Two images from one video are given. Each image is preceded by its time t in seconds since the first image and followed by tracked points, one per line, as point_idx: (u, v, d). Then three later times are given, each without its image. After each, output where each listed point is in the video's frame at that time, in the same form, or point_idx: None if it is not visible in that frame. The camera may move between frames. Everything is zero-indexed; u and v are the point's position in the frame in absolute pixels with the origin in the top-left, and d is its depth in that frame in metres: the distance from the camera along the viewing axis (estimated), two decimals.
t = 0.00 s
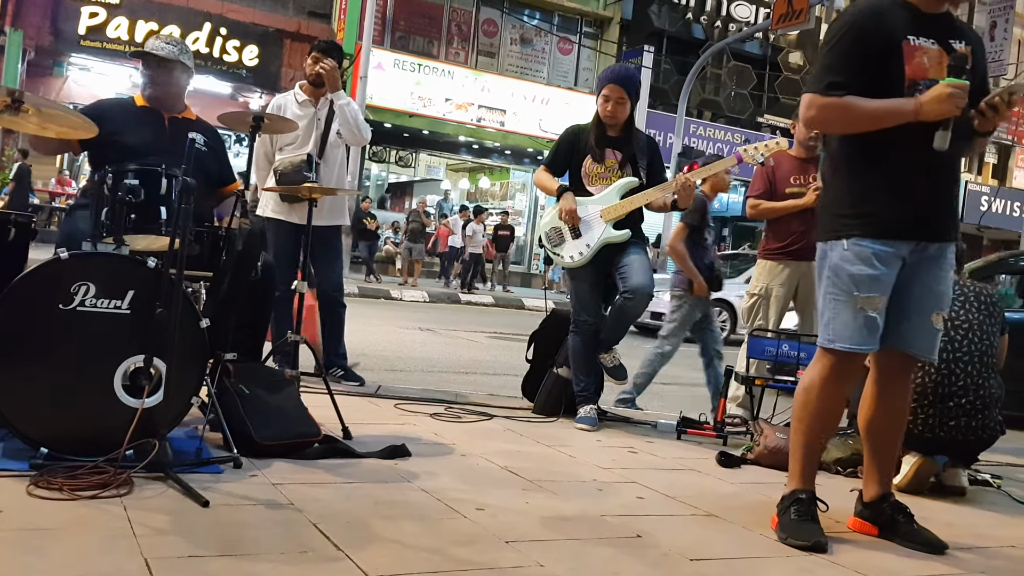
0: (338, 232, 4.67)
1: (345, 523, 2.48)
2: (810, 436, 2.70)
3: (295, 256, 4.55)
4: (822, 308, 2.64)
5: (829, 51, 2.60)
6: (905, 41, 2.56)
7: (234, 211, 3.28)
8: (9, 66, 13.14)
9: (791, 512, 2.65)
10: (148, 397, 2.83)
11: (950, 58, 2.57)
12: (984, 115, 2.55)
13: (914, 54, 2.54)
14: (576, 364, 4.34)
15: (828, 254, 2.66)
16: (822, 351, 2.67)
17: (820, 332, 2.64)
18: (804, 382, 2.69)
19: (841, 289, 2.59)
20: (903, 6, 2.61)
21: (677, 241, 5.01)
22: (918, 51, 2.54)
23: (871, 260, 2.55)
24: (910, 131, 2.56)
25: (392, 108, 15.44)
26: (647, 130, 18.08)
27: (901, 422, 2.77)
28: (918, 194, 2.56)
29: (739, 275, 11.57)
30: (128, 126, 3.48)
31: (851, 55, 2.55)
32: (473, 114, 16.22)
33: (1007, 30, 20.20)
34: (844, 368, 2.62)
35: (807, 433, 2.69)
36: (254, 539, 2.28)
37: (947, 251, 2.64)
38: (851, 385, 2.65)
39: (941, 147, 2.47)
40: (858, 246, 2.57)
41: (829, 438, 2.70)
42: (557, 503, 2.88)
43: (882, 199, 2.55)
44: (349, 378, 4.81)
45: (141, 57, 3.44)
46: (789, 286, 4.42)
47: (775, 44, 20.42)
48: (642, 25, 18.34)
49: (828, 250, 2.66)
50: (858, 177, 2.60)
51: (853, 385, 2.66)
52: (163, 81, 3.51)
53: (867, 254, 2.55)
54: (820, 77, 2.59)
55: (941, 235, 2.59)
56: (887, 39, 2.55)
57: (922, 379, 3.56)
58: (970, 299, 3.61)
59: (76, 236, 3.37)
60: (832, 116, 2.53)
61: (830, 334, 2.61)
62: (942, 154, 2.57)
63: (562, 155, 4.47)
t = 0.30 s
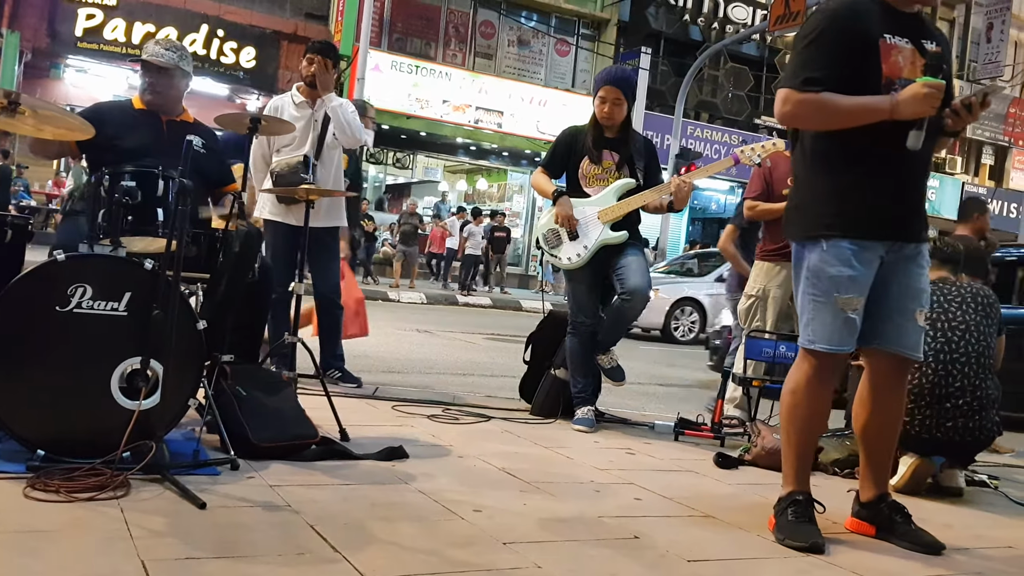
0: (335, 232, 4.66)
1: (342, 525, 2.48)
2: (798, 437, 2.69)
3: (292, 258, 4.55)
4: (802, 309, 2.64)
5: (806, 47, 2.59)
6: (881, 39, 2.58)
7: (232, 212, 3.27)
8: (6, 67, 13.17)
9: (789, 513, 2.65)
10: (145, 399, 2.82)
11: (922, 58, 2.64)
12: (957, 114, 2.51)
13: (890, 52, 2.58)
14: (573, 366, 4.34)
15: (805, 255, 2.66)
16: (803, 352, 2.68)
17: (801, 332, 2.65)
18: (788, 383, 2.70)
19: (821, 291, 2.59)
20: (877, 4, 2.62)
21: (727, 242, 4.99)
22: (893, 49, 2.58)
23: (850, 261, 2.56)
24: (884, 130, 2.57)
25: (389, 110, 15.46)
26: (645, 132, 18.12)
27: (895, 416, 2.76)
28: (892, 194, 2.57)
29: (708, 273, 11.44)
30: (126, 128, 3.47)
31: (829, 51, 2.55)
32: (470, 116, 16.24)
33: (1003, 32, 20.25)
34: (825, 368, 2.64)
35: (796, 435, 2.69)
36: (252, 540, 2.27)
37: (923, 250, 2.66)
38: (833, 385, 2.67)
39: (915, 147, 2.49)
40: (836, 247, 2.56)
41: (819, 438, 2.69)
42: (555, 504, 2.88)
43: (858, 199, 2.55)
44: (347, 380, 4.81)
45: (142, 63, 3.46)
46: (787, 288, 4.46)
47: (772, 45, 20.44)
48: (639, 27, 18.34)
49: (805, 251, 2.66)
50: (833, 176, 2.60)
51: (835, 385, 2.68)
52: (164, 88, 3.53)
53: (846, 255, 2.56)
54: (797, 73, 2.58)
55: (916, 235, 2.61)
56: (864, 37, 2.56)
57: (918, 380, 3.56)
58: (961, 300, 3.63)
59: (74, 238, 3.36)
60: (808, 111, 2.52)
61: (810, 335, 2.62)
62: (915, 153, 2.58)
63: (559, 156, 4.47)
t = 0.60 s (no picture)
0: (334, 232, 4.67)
1: (342, 526, 2.48)
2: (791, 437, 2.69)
3: (292, 259, 4.55)
4: (790, 309, 2.65)
5: (791, 50, 2.59)
6: (865, 40, 2.58)
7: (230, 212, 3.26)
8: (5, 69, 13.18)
9: (788, 514, 2.65)
10: (144, 400, 2.82)
11: (906, 60, 2.62)
12: (939, 114, 2.51)
13: (876, 53, 2.57)
14: (572, 366, 4.33)
15: (793, 257, 2.67)
16: (792, 352, 2.69)
17: (789, 332, 2.66)
18: (778, 383, 2.71)
19: (811, 292, 2.60)
20: (858, 6, 2.63)
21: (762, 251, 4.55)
22: (878, 50, 2.57)
23: (839, 263, 2.56)
24: (870, 132, 2.57)
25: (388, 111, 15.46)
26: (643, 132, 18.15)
27: (893, 416, 2.73)
28: (879, 196, 2.57)
29: (676, 269, 10.78)
30: (127, 130, 3.47)
31: (814, 55, 2.56)
32: (469, 116, 16.26)
33: (1001, 33, 20.16)
34: (814, 369, 2.65)
35: (788, 434, 2.68)
36: (252, 542, 2.27)
37: (912, 251, 2.67)
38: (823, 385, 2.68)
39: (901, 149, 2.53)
40: (824, 248, 2.57)
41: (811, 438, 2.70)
42: (555, 505, 2.88)
43: (845, 201, 2.56)
44: (346, 381, 4.81)
45: (143, 62, 3.46)
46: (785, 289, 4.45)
47: (771, 45, 20.47)
48: (638, 28, 18.35)
49: (793, 253, 2.66)
50: (819, 179, 2.60)
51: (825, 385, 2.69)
52: (165, 86, 3.52)
53: (834, 256, 2.56)
54: (782, 76, 2.58)
55: (904, 236, 2.62)
56: (848, 40, 2.57)
57: (918, 380, 3.55)
58: (958, 301, 3.64)
59: (73, 239, 3.35)
60: (795, 115, 2.52)
61: (798, 335, 2.63)
62: (900, 155, 2.59)
63: (558, 156, 4.46)
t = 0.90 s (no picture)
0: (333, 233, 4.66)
1: (340, 527, 2.47)
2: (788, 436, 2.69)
3: (290, 259, 4.55)
4: (786, 310, 2.66)
5: (784, 51, 2.58)
6: (857, 40, 2.59)
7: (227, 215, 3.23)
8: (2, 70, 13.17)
9: (786, 514, 2.65)
10: (142, 401, 2.83)
11: (900, 55, 2.65)
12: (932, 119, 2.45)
13: (867, 52, 2.59)
14: (572, 366, 4.33)
15: (789, 258, 2.67)
16: (788, 353, 2.69)
17: (785, 333, 2.66)
18: (775, 383, 2.71)
19: (807, 292, 2.60)
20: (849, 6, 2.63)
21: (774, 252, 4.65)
22: (871, 49, 2.60)
23: (834, 263, 2.57)
24: (864, 134, 2.57)
25: (386, 112, 15.45)
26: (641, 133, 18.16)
27: (900, 413, 2.72)
28: (874, 196, 2.57)
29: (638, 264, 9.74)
30: (124, 132, 3.47)
31: (806, 56, 2.55)
32: (468, 117, 16.24)
33: (999, 32, 19.92)
34: (810, 368, 2.65)
35: (787, 433, 2.68)
36: (251, 543, 2.27)
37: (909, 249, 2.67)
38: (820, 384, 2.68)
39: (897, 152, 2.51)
40: (819, 249, 2.58)
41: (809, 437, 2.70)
42: (554, 505, 2.88)
43: (839, 202, 2.56)
44: (344, 382, 4.81)
45: (144, 67, 3.45)
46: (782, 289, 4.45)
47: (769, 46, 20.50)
48: (636, 28, 18.34)
49: (788, 254, 2.67)
50: (813, 180, 2.60)
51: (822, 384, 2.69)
52: (165, 91, 3.51)
53: (828, 257, 2.57)
54: (775, 78, 2.58)
55: (902, 235, 2.61)
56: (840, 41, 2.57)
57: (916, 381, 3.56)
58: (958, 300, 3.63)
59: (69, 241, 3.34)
60: (788, 116, 2.52)
61: (794, 336, 2.63)
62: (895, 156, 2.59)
63: (557, 157, 4.47)
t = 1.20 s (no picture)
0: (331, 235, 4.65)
1: (339, 529, 2.47)
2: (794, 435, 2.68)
3: (289, 260, 4.54)
4: (791, 311, 2.66)
5: (778, 57, 2.60)
6: (850, 43, 2.58)
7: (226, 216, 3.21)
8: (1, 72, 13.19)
9: (786, 515, 2.65)
10: (140, 404, 2.83)
11: (896, 57, 2.60)
12: (932, 112, 2.52)
13: (862, 54, 2.57)
14: (571, 368, 4.32)
15: (794, 259, 2.67)
16: (793, 354, 2.69)
17: (790, 334, 2.66)
18: (781, 384, 2.70)
19: (811, 293, 2.60)
20: (841, 10, 2.63)
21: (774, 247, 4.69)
22: (865, 51, 2.57)
23: (839, 263, 2.57)
24: (862, 135, 2.58)
25: (385, 114, 15.46)
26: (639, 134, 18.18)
27: (920, 409, 2.70)
28: (876, 196, 2.57)
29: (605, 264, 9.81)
30: (122, 135, 3.47)
31: (798, 62, 2.56)
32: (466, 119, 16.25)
33: (997, 34, 19.95)
34: (815, 369, 2.65)
35: (793, 433, 2.67)
36: (249, 545, 2.27)
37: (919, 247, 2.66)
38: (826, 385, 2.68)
39: (895, 151, 2.51)
40: (823, 250, 2.58)
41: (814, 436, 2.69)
42: (553, 507, 2.88)
43: (840, 204, 2.56)
44: (343, 384, 4.81)
45: (145, 70, 3.46)
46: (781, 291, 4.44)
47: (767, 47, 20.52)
48: (635, 29, 18.34)
49: (793, 255, 2.67)
50: (813, 183, 2.61)
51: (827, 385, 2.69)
52: (163, 94, 3.51)
53: (832, 257, 2.57)
54: (770, 85, 2.59)
55: (909, 234, 2.60)
56: (832, 45, 2.57)
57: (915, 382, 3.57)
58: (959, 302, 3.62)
59: (67, 242, 3.34)
60: (785, 120, 2.52)
61: (799, 337, 2.63)
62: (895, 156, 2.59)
63: (555, 161, 4.49)
